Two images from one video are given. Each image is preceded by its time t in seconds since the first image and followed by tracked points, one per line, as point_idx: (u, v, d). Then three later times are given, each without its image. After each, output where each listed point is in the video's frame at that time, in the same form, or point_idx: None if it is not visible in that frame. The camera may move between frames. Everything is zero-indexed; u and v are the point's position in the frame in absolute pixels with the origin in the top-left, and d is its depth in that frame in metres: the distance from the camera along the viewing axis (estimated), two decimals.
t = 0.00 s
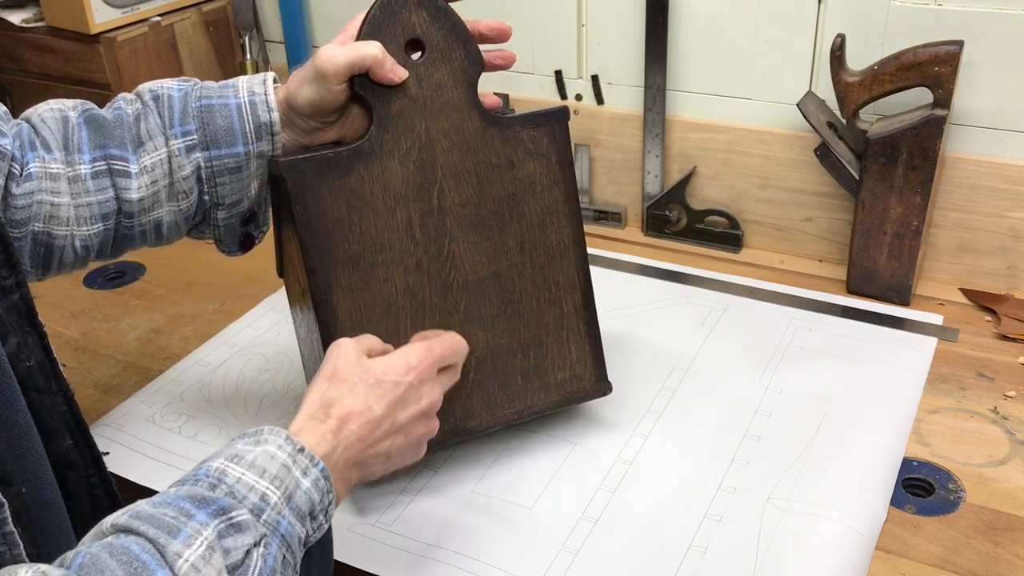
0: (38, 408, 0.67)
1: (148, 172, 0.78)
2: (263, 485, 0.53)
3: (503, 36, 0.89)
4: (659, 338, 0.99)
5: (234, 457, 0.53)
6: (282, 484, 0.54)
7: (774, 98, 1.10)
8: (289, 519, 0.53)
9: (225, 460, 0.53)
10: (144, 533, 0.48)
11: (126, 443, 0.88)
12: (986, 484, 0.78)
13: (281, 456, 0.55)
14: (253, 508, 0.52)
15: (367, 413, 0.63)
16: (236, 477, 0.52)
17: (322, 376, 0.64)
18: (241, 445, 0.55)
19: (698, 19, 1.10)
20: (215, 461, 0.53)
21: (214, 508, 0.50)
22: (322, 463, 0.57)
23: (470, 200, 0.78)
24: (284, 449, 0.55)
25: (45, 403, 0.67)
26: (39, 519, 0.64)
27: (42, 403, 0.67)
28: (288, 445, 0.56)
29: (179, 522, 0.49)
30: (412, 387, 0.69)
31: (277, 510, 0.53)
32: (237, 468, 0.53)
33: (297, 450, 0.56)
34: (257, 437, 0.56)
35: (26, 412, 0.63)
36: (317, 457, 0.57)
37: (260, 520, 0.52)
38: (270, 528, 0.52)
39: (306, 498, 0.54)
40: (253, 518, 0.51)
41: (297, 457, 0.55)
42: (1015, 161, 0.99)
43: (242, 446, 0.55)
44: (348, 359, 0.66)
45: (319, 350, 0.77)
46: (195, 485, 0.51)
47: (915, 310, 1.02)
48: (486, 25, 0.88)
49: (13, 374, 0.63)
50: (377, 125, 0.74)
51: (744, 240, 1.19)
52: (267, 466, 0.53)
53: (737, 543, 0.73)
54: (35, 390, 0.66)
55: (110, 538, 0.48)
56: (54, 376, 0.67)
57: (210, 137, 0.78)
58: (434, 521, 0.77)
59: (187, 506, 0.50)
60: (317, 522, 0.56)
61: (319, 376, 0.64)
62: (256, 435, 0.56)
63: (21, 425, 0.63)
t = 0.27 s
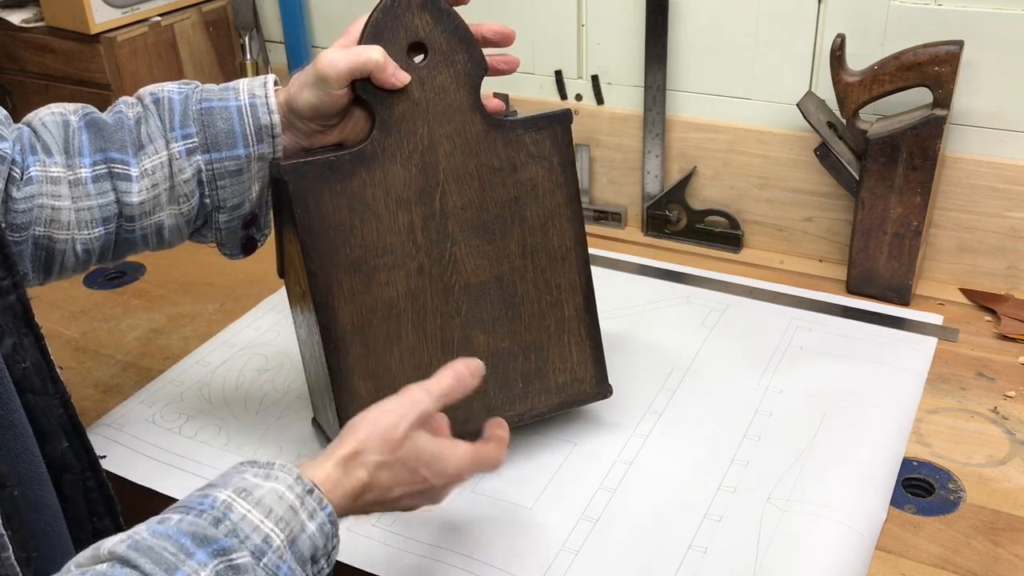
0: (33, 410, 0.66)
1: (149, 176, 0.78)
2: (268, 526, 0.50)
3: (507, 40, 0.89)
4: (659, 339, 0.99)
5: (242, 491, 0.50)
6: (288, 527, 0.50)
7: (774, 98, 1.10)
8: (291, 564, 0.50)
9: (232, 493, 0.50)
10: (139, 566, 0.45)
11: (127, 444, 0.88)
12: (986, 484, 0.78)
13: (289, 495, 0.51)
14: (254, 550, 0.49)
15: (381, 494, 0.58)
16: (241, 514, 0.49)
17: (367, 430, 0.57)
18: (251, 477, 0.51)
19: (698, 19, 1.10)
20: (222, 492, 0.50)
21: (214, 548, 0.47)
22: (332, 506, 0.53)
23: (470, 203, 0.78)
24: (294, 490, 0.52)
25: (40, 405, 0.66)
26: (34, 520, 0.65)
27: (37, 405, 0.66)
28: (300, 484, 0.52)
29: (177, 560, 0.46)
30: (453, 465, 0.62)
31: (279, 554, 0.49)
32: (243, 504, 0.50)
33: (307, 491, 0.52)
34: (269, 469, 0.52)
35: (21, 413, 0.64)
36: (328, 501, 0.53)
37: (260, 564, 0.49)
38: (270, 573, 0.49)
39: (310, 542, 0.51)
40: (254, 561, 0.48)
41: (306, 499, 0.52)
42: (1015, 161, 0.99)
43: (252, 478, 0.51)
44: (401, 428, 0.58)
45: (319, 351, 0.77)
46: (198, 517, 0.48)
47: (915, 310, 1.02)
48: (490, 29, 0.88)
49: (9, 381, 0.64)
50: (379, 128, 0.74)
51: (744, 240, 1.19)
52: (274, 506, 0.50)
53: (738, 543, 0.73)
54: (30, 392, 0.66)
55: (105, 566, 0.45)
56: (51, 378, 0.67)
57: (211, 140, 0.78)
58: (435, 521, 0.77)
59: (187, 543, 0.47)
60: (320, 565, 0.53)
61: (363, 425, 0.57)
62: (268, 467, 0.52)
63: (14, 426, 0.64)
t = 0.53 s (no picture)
0: (30, 413, 0.67)
1: (151, 171, 0.78)
2: None
3: (506, 42, 0.89)
4: (659, 338, 0.99)
5: (262, 546, 0.51)
6: None
7: (773, 98, 1.10)
8: None
9: (253, 546, 0.51)
10: None
11: (127, 441, 0.88)
12: (986, 484, 0.78)
13: (308, 559, 0.52)
14: None
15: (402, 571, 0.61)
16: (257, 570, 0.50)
17: (415, 518, 0.58)
18: (275, 530, 0.52)
19: (698, 19, 1.10)
20: (242, 543, 0.51)
21: None
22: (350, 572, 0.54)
23: (470, 203, 0.78)
24: (312, 552, 0.52)
25: (37, 407, 0.67)
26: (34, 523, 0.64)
27: (35, 407, 0.67)
28: (320, 546, 0.53)
29: None
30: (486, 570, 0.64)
31: None
32: (261, 560, 0.50)
33: (328, 555, 0.53)
34: (293, 524, 0.53)
35: (15, 414, 0.63)
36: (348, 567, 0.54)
37: None
38: None
39: None
40: None
41: (326, 564, 0.52)
42: (1015, 161, 0.99)
43: (275, 532, 0.52)
44: (446, 527, 0.59)
45: (319, 350, 0.77)
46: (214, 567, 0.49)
47: (915, 310, 1.02)
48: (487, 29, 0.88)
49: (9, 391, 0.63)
50: (379, 126, 0.74)
51: (744, 240, 1.19)
52: (291, 568, 0.50)
53: (737, 543, 0.73)
54: (27, 394, 0.66)
55: None
56: (47, 379, 0.68)
57: (211, 135, 0.79)
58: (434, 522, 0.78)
59: None
60: None
61: (411, 508, 0.58)
62: (292, 522, 0.53)
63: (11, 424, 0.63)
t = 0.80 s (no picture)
0: (32, 411, 0.67)
1: (153, 176, 0.78)
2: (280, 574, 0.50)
3: (506, 42, 0.89)
4: (659, 339, 0.99)
5: (258, 534, 0.51)
6: None
7: (774, 98, 1.10)
8: None
9: (249, 534, 0.51)
10: None
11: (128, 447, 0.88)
12: (986, 483, 0.78)
13: (305, 546, 0.52)
14: None
15: (402, 561, 0.62)
16: (254, 558, 0.50)
17: (411, 504, 0.59)
18: (270, 519, 0.52)
19: (698, 19, 1.10)
20: (239, 531, 0.51)
21: None
22: (347, 559, 0.54)
23: (470, 202, 0.78)
24: (309, 539, 0.52)
25: (38, 405, 0.67)
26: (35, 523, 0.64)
27: (36, 406, 0.67)
28: (316, 533, 0.53)
29: None
30: (487, 555, 0.64)
31: None
32: (258, 548, 0.50)
33: (325, 542, 0.53)
34: (288, 513, 0.53)
35: (15, 413, 0.63)
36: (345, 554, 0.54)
37: None
38: None
39: None
40: None
41: (323, 550, 0.53)
42: (1015, 161, 0.99)
43: (271, 521, 0.52)
44: (442, 511, 0.60)
45: (319, 350, 0.77)
46: (209, 556, 0.49)
47: (915, 310, 1.02)
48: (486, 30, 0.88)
49: (9, 389, 0.63)
50: (379, 127, 0.74)
51: (744, 240, 1.19)
52: (288, 555, 0.51)
53: (737, 543, 0.73)
54: (28, 392, 0.66)
55: None
56: (48, 379, 0.68)
57: (213, 138, 0.79)
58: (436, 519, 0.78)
59: None
60: None
61: (407, 494, 0.59)
62: (287, 510, 0.53)
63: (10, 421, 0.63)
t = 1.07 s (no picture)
0: (38, 401, 0.67)
1: (156, 172, 0.78)
2: (285, 557, 0.50)
3: (507, 49, 0.89)
4: (660, 339, 0.99)
5: (263, 517, 0.51)
6: (305, 560, 0.51)
7: (774, 98, 1.10)
8: None
9: (253, 518, 0.51)
10: None
11: (130, 445, 0.88)
12: (986, 484, 0.78)
13: (310, 528, 0.52)
14: None
15: (406, 547, 0.61)
16: (259, 541, 0.50)
17: (414, 489, 0.59)
18: (274, 503, 0.53)
19: (698, 19, 1.10)
20: (243, 515, 0.51)
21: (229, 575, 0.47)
22: (352, 542, 0.54)
23: (472, 206, 0.78)
24: (314, 522, 0.52)
25: (46, 396, 0.67)
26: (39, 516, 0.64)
27: (43, 396, 0.67)
28: (321, 515, 0.53)
29: None
30: (489, 540, 0.63)
31: None
32: (262, 531, 0.50)
33: (329, 524, 0.53)
34: (292, 497, 0.53)
35: (16, 406, 0.63)
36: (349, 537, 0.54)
37: None
38: None
39: None
40: None
41: (328, 532, 0.53)
42: (1015, 161, 0.99)
43: (275, 506, 0.52)
44: (445, 495, 0.59)
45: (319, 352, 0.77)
46: (214, 540, 0.49)
47: (915, 311, 1.02)
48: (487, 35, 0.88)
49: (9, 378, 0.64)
50: (381, 130, 0.74)
51: (744, 240, 1.19)
52: (293, 537, 0.51)
53: (738, 544, 0.73)
54: (35, 382, 0.66)
55: None
56: (55, 370, 0.67)
57: (216, 135, 0.78)
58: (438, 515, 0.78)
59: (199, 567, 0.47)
60: None
61: (410, 479, 0.59)
62: (292, 495, 0.53)
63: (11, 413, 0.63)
